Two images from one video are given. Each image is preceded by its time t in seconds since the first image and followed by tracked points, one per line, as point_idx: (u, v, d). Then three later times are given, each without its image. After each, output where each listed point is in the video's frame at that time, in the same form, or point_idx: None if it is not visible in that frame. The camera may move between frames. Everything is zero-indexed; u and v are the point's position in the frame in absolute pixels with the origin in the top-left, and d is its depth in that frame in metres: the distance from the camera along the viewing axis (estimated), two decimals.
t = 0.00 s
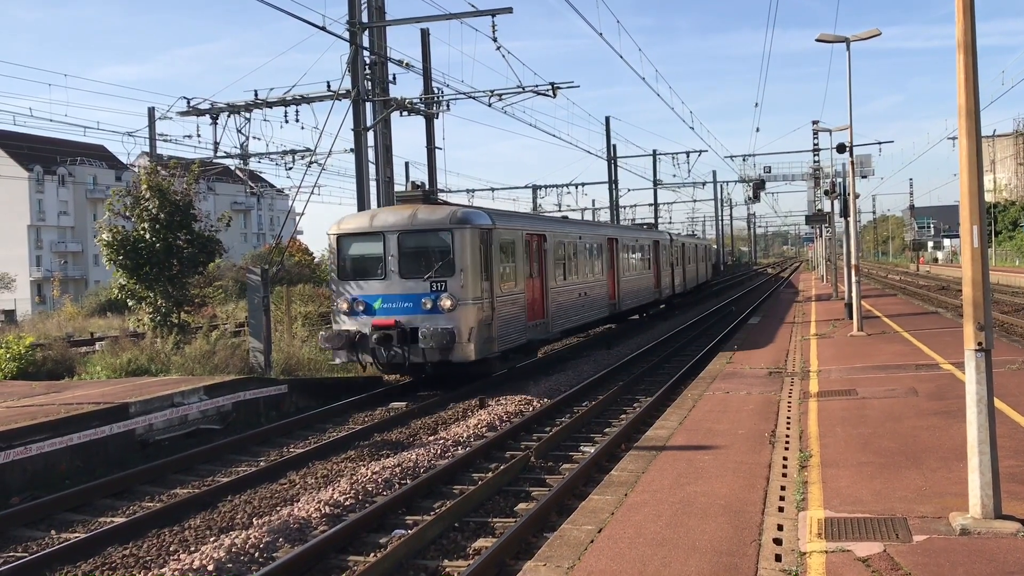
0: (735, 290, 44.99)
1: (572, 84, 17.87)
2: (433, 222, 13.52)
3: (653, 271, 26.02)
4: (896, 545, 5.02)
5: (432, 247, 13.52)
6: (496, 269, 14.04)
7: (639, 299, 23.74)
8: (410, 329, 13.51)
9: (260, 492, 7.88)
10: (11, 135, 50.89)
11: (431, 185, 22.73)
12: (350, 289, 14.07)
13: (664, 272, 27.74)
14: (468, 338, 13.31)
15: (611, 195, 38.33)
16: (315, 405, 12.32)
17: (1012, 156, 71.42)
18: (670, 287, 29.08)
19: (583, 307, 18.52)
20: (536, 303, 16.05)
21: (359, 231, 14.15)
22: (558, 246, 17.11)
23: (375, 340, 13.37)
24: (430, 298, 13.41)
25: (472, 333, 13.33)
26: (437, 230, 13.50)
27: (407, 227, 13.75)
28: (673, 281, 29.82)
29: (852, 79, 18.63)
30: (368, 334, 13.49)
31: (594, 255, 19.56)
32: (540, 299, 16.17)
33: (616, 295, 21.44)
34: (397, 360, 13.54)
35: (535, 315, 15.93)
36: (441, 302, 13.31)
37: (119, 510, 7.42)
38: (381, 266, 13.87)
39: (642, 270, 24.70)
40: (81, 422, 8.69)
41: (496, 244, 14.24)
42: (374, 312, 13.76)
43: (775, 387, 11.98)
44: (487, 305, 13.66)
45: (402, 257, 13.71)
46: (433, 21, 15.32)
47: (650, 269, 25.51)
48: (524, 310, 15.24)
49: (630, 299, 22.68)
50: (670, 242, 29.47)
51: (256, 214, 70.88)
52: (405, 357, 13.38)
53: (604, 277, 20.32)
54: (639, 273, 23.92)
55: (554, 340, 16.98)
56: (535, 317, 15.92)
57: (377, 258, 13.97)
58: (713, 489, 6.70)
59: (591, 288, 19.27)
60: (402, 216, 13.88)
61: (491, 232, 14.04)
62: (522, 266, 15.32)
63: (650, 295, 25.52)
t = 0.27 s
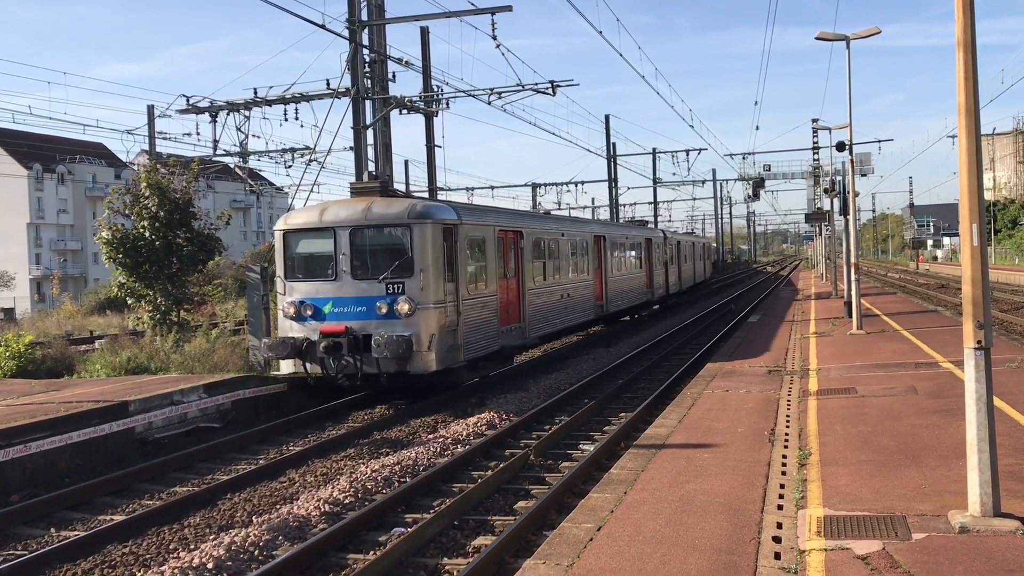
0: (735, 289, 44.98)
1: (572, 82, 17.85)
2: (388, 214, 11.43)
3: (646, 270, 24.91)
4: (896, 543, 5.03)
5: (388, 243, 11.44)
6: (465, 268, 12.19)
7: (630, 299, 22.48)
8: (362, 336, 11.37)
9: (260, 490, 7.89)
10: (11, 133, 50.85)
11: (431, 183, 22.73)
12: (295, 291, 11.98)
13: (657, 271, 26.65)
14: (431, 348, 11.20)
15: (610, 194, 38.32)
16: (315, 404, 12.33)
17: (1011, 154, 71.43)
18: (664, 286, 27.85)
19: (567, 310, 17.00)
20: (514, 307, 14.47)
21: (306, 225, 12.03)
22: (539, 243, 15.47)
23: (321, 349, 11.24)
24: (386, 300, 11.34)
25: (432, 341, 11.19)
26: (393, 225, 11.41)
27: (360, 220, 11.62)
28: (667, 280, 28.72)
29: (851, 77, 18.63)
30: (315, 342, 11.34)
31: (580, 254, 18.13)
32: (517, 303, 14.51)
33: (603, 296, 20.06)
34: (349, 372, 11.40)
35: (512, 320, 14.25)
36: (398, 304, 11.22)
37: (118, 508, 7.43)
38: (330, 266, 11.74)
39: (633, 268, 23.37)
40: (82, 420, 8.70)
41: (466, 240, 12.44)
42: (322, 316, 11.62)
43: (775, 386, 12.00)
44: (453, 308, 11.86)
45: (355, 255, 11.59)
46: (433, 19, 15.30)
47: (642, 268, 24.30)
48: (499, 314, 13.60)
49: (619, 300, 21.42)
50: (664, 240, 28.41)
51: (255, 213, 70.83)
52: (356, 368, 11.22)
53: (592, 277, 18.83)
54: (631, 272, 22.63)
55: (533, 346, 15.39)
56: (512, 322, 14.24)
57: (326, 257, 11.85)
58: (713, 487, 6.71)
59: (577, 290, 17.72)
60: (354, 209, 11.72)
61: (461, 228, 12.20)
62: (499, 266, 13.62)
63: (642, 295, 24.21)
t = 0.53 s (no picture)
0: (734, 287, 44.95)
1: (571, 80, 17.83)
2: (334, 210, 10.48)
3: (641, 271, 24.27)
4: (896, 541, 5.03)
5: (334, 242, 10.49)
6: (422, 268, 11.26)
7: (619, 302, 21.61)
8: (303, 345, 10.38)
9: (260, 488, 7.89)
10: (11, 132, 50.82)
11: (431, 181, 22.73)
12: (230, 295, 10.96)
13: (652, 271, 26.02)
14: (379, 357, 10.25)
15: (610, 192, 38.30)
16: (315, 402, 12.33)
17: (1011, 152, 71.41)
18: (658, 287, 26.95)
19: (545, 315, 16.14)
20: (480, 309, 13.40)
21: (242, 222, 11.01)
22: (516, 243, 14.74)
23: (256, 359, 10.22)
24: (330, 305, 10.37)
25: (383, 350, 10.25)
26: (339, 220, 10.46)
27: (302, 215, 10.65)
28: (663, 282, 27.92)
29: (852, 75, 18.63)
30: (250, 352, 10.31)
31: (562, 254, 17.35)
32: (487, 305, 13.69)
33: (590, 299, 19.22)
34: (288, 385, 10.39)
35: (481, 325, 13.40)
36: (343, 309, 10.26)
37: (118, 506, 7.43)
38: (269, 265, 10.78)
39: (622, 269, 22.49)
40: (82, 419, 8.70)
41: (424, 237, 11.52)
42: (260, 323, 10.62)
43: (775, 383, 12.00)
44: (408, 312, 10.92)
45: (297, 254, 10.64)
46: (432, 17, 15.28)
47: (633, 267, 23.44)
48: (463, 318, 12.53)
49: (608, 303, 20.57)
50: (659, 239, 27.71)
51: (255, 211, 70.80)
52: (296, 381, 10.25)
53: (576, 279, 18.01)
54: (620, 272, 21.80)
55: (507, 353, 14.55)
56: (481, 327, 13.36)
57: (264, 255, 10.90)
58: (713, 485, 6.71)
59: (557, 293, 16.90)
60: (295, 203, 10.75)
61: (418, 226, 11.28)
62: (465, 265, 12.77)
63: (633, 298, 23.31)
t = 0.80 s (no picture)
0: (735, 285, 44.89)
1: (572, 78, 17.83)
2: (263, 202, 9.13)
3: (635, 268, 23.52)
4: (897, 539, 5.03)
5: (264, 239, 9.15)
6: (371, 268, 9.91)
7: (605, 302, 20.50)
8: (227, 358, 9.06)
9: (261, 486, 7.89)
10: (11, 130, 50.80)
11: (431, 179, 22.72)
12: (147, 300, 9.59)
13: (645, 269, 25.14)
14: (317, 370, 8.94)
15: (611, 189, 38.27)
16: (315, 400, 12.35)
17: (1012, 150, 71.34)
18: (650, 286, 25.85)
19: (520, 319, 14.93)
20: (445, 313, 12.11)
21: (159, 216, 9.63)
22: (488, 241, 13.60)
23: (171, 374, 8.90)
24: (257, 312, 9.04)
25: (318, 363, 8.92)
26: (268, 214, 9.11)
27: (226, 208, 9.28)
28: (657, 281, 26.95)
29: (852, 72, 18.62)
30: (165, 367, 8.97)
31: (541, 252, 16.19)
32: (453, 309, 12.39)
33: (572, 301, 18.08)
34: (210, 403, 9.09)
35: (446, 331, 12.09)
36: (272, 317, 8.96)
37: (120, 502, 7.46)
38: (189, 265, 9.41)
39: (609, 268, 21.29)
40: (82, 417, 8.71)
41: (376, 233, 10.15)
42: (179, 332, 9.29)
43: (776, 381, 12.00)
44: (353, 318, 9.55)
45: (221, 252, 9.28)
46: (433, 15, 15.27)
47: (623, 265, 22.28)
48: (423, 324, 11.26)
49: (592, 305, 19.42)
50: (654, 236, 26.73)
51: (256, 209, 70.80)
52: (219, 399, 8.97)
53: (555, 280, 16.76)
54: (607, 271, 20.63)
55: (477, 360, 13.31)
56: (446, 333, 12.04)
57: (185, 254, 9.52)
58: (713, 483, 6.71)
59: (534, 296, 15.70)
60: (219, 194, 9.37)
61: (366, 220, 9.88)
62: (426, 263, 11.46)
63: (622, 297, 22.14)
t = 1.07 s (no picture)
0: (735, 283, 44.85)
1: (572, 77, 17.82)
2: (165, 190, 7.58)
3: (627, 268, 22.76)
4: (897, 537, 5.03)
5: (167, 235, 7.61)
6: (302, 270, 8.32)
7: (591, 303, 19.32)
8: (123, 377, 7.47)
9: (261, 484, 7.88)
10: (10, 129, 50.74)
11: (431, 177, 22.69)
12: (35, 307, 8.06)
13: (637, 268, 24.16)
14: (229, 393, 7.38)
15: (610, 188, 38.23)
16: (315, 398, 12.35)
17: (1012, 148, 71.31)
18: (641, 286, 24.68)
19: (494, 325, 13.49)
20: (401, 321, 10.57)
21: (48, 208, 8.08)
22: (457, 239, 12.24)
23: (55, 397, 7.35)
24: (159, 321, 7.47)
25: (231, 384, 7.33)
26: (171, 205, 7.56)
27: (121, 197, 7.72)
28: (650, 280, 25.93)
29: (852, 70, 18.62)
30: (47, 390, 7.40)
31: (520, 252, 14.85)
32: (411, 314, 10.86)
33: (554, 303, 16.81)
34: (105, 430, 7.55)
35: (401, 340, 10.54)
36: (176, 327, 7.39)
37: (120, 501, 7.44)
38: (82, 269, 7.85)
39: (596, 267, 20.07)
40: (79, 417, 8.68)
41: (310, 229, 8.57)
42: (70, 345, 7.73)
43: (776, 380, 11.97)
44: (279, 328, 8.00)
45: (119, 250, 7.74)
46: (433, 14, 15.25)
47: (611, 264, 21.14)
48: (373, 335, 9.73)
49: (576, 306, 18.21)
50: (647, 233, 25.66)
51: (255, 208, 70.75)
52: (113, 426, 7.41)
53: (534, 282, 15.37)
54: (592, 271, 19.43)
55: (440, 372, 11.80)
56: (400, 343, 10.48)
57: (77, 254, 7.96)
58: (713, 481, 6.71)
59: (510, 299, 14.26)
60: (117, 182, 7.82)
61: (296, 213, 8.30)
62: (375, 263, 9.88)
63: (610, 298, 20.95)
